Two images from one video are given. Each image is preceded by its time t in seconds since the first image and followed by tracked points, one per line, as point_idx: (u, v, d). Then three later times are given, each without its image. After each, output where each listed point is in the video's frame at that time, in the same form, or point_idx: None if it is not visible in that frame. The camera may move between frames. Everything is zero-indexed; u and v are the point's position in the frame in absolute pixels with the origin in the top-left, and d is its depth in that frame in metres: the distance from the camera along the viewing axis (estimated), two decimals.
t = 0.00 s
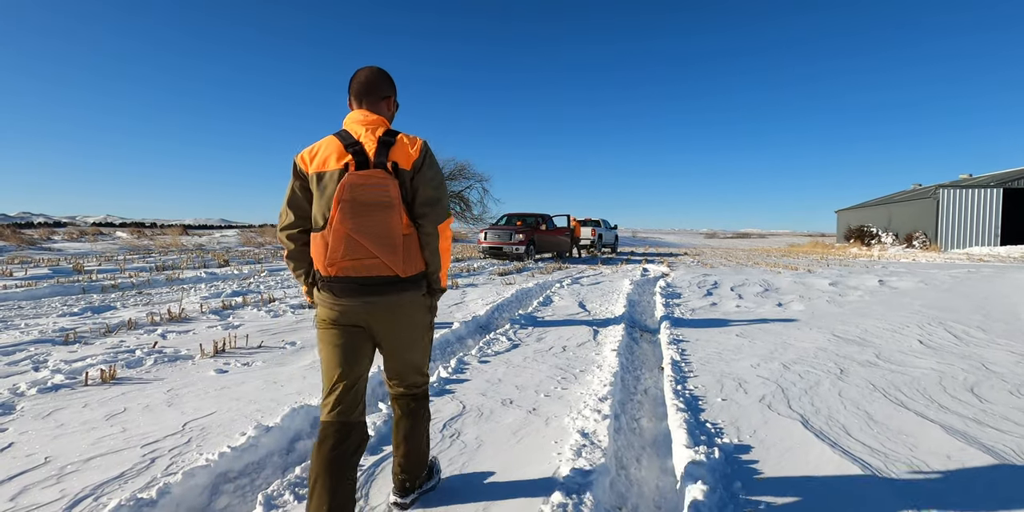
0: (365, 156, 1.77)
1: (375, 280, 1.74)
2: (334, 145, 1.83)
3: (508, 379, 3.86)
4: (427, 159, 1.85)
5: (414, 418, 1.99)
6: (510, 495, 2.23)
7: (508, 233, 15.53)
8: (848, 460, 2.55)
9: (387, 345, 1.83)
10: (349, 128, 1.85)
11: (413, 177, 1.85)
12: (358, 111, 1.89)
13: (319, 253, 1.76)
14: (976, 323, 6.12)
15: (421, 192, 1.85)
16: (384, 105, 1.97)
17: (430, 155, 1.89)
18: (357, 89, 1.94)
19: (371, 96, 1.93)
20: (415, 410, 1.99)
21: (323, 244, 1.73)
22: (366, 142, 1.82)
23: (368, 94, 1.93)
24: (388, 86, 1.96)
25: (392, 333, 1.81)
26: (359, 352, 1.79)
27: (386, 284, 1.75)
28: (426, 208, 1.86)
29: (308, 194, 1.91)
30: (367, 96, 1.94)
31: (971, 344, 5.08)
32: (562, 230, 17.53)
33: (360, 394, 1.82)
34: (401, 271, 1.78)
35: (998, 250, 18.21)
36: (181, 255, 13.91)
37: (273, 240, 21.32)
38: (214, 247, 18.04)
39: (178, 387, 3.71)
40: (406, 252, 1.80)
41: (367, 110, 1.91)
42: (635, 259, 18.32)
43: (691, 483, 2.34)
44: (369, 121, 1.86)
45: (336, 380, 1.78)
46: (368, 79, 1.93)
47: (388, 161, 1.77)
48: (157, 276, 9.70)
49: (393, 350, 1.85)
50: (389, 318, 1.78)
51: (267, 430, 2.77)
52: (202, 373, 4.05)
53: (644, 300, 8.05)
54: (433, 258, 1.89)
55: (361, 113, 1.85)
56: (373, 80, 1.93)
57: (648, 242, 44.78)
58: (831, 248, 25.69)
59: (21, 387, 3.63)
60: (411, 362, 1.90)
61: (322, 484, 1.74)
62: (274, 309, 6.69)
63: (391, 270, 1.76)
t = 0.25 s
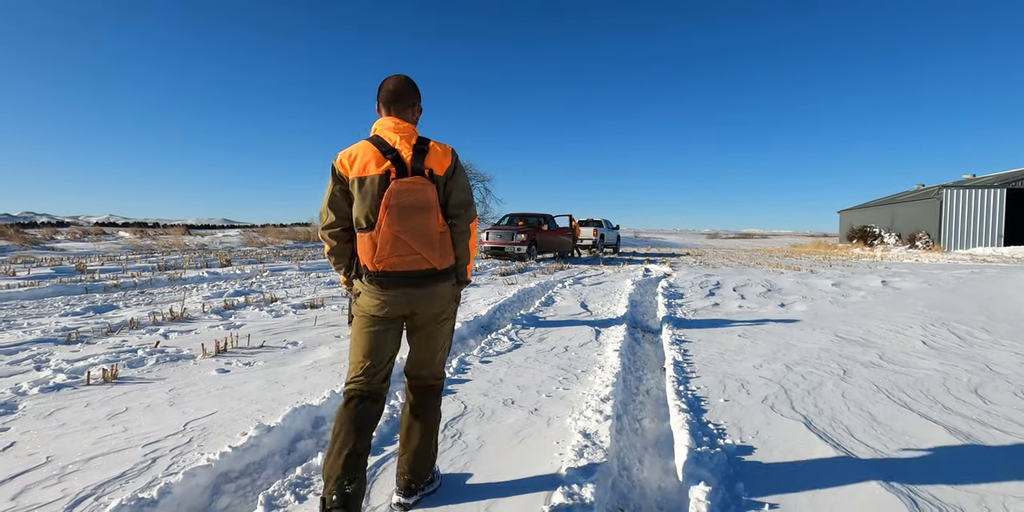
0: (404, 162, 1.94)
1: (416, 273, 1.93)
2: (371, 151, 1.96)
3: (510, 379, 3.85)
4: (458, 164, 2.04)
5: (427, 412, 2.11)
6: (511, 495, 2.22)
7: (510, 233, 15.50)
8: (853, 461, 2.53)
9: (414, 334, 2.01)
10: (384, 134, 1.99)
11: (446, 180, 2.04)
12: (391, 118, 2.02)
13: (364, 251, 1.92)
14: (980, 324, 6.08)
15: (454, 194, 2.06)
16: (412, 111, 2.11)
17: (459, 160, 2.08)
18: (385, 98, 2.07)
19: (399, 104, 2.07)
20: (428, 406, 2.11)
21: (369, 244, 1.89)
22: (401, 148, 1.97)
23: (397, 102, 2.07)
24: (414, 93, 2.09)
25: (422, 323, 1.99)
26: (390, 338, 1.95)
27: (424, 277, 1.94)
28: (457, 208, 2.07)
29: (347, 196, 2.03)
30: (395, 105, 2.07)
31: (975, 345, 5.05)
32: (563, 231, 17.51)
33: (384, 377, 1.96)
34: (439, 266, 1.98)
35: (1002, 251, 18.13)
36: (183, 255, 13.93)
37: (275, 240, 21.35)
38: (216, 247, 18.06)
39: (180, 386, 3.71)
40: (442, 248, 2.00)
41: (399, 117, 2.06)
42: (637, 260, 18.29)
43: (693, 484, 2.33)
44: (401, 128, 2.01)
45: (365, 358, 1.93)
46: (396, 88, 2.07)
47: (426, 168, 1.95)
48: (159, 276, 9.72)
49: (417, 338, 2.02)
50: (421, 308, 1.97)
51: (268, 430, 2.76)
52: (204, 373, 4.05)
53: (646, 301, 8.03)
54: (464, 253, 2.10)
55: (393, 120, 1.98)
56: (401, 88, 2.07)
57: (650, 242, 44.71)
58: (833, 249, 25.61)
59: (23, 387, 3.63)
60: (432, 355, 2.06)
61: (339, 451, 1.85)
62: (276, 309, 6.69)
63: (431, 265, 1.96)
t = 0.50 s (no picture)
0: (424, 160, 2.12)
1: (431, 264, 2.10)
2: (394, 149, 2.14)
3: (513, 379, 3.86)
4: (475, 164, 2.21)
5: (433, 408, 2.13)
6: (515, 495, 2.22)
7: (513, 233, 15.50)
8: (857, 463, 2.52)
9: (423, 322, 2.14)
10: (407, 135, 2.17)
11: (462, 179, 2.21)
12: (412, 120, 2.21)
13: (386, 242, 2.13)
14: (984, 325, 6.06)
15: (469, 192, 2.23)
16: (432, 113, 2.29)
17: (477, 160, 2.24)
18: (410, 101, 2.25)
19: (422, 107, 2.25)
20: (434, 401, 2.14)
21: (390, 235, 2.10)
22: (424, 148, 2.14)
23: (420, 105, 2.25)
24: (437, 97, 2.26)
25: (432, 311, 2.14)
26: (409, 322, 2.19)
27: (436, 268, 2.10)
28: (473, 205, 2.24)
29: (372, 191, 2.21)
30: (418, 108, 2.26)
31: (980, 346, 5.03)
32: (566, 231, 17.50)
33: (413, 357, 2.28)
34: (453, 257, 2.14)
35: (1006, 252, 18.04)
36: (186, 254, 13.97)
37: (278, 239, 21.39)
38: (219, 246, 18.08)
39: (184, 385, 3.72)
40: (457, 242, 2.17)
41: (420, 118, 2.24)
42: (639, 260, 18.25)
43: (698, 485, 2.33)
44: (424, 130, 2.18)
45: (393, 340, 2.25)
46: (419, 91, 2.23)
47: (444, 167, 2.13)
48: (162, 275, 9.74)
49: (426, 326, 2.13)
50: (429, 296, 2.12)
51: (272, 429, 2.77)
52: (208, 372, 4.06)
53: (649, 301, 8.02)
54: (478, 246, 2.25)
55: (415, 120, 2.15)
56: (424, 93, 2.24)
57: (652, 242, 44.66)
58: (837, 249, 25.55)
59: (28, 385, 3.65)
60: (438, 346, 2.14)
61: (380, 407, 2.29)
62: (279, 308, 6.71)
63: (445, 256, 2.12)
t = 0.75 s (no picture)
0: (433, 168, 2.20)
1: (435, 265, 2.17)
2: (409, 159, 2.26)
3: (518, 379, 3.87)
4: (481, 170, 2.23)
5: (438, 404, 2.16)
6: (521, 494, 2.24)
7: (516, 233, 15.53)
8: (861, 463, 2.53)
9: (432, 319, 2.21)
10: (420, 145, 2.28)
11: (469, 186, 2.25)
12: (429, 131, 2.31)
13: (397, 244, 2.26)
14: (989, 326, 6.05)
15: (476, 199, 2.25)
16: (450, 125, 2.37)
17: (484, 167, 2.25)
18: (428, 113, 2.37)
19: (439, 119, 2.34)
20: (439, 397, 2.17)
21: (399, 237, 2.22)
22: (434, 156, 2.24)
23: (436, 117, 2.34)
24: (452, 108, 2.33)
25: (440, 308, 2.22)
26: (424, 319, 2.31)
27: (439, 268, 2.17)
28: (480, 210, 2.26)
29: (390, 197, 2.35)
30: (438, 121, 2.35)
31: (984, 347, 5.03)
32: (569, 231, 17.51)
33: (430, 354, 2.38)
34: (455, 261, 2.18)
35: (1011, 252, 17.96)
36: (191, 254, 14.04)
37: (282, 239, 21.47)
38: (223, 246, 18.16)
39: (190, 384, 3.75)
40: (461, 245, 2.20)
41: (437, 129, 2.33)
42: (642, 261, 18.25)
43: (702, 484, 2.34)
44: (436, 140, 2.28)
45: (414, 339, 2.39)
46: (435, 103, 2.33)
47: (450, 174, 2.18)
48: (167, 274, 9.80)
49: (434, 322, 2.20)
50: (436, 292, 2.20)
51: (279, 428, 2.79)
52: (214, 371, 4.09)
53: (652, 301, 8.03)
54: (484, 251, 2.27)
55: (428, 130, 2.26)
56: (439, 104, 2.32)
57: (655, 243, 44.64)
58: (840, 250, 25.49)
59: (37, 383, 3.68)
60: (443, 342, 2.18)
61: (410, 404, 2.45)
62: (284, 308, 6.74)
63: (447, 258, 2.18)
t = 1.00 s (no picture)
0: (439, 167, 2.41)
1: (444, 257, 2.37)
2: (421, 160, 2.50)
3: (522, 377, 3.89)
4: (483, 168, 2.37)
5: (464, 384, 2.37)
6: (526, 490, 2.26)
7: (519, 234, 15.53)
8: (863, 461, 2.54)
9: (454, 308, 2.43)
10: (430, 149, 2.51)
11: (474, 181, 2.41)
12: (440, 134, 2.53)
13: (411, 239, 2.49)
14: (993, 326, 6.03)
15: (480, 193, 2.41)
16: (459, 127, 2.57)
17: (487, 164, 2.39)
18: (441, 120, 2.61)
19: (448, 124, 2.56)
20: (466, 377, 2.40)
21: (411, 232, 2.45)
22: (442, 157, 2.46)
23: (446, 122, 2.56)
24: (460, 113, 2.53)
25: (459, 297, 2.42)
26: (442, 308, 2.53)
27: (449, 260, 2.36)
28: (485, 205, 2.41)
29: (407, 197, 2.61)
30: (448, 125, 2.58)
31: (987, 347, 5.02)
32: (571, 231, 17.50)
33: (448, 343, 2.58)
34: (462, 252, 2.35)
35: (1015, 253, 17.88)
36: (194, 253, 14.07)
37: (285, 239, 21.52)
38: (227, 245, 18.20)
39: (197, 382, 3.77)
40: (467, 238, 2.37)
41: (447, 132, 2.55)
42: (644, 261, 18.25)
43: (707, 482, 2.35)
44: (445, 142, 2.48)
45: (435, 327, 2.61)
46: (444, 108, 2.55)
47: (454, 171, 2.37)
48: (171, 274, 9.83)
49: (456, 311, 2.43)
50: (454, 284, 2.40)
51: (286, 425, 2.81)
52: (220, 369, 4.11)
53: (655, 301, 8.04)
54: (490, 242, 2.42)
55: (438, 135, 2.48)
56: (448, 110, 2.53)
57: (657, 243, 44.59)
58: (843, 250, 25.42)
59: (45, 381, 3.71)
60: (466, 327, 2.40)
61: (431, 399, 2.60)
62: (288, 307, 6.77)
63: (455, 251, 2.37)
